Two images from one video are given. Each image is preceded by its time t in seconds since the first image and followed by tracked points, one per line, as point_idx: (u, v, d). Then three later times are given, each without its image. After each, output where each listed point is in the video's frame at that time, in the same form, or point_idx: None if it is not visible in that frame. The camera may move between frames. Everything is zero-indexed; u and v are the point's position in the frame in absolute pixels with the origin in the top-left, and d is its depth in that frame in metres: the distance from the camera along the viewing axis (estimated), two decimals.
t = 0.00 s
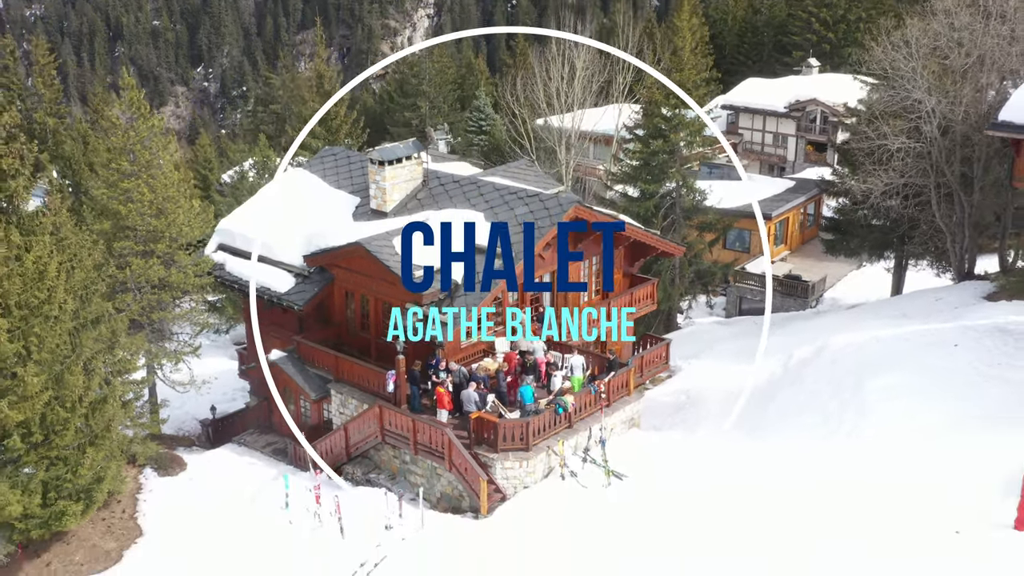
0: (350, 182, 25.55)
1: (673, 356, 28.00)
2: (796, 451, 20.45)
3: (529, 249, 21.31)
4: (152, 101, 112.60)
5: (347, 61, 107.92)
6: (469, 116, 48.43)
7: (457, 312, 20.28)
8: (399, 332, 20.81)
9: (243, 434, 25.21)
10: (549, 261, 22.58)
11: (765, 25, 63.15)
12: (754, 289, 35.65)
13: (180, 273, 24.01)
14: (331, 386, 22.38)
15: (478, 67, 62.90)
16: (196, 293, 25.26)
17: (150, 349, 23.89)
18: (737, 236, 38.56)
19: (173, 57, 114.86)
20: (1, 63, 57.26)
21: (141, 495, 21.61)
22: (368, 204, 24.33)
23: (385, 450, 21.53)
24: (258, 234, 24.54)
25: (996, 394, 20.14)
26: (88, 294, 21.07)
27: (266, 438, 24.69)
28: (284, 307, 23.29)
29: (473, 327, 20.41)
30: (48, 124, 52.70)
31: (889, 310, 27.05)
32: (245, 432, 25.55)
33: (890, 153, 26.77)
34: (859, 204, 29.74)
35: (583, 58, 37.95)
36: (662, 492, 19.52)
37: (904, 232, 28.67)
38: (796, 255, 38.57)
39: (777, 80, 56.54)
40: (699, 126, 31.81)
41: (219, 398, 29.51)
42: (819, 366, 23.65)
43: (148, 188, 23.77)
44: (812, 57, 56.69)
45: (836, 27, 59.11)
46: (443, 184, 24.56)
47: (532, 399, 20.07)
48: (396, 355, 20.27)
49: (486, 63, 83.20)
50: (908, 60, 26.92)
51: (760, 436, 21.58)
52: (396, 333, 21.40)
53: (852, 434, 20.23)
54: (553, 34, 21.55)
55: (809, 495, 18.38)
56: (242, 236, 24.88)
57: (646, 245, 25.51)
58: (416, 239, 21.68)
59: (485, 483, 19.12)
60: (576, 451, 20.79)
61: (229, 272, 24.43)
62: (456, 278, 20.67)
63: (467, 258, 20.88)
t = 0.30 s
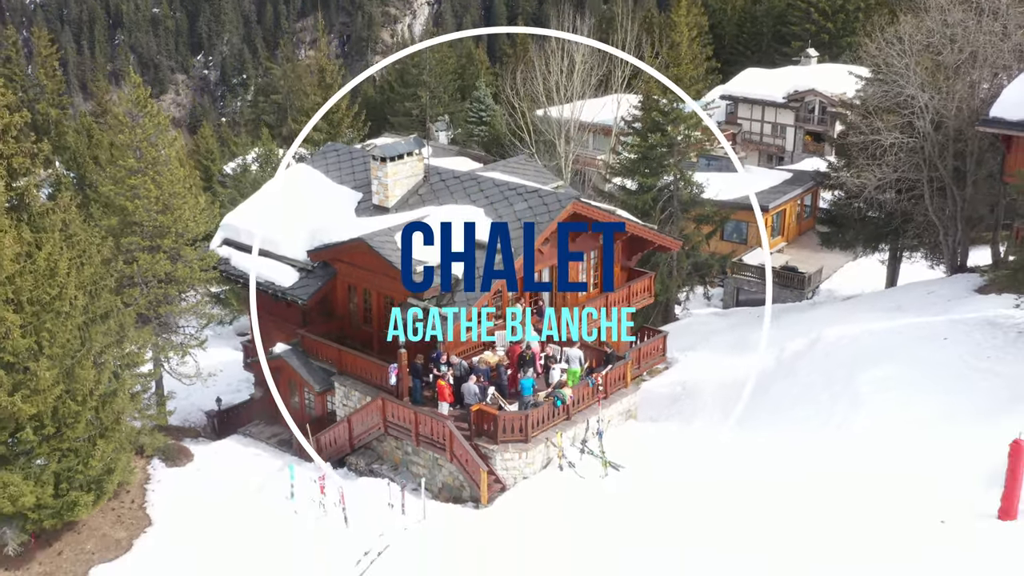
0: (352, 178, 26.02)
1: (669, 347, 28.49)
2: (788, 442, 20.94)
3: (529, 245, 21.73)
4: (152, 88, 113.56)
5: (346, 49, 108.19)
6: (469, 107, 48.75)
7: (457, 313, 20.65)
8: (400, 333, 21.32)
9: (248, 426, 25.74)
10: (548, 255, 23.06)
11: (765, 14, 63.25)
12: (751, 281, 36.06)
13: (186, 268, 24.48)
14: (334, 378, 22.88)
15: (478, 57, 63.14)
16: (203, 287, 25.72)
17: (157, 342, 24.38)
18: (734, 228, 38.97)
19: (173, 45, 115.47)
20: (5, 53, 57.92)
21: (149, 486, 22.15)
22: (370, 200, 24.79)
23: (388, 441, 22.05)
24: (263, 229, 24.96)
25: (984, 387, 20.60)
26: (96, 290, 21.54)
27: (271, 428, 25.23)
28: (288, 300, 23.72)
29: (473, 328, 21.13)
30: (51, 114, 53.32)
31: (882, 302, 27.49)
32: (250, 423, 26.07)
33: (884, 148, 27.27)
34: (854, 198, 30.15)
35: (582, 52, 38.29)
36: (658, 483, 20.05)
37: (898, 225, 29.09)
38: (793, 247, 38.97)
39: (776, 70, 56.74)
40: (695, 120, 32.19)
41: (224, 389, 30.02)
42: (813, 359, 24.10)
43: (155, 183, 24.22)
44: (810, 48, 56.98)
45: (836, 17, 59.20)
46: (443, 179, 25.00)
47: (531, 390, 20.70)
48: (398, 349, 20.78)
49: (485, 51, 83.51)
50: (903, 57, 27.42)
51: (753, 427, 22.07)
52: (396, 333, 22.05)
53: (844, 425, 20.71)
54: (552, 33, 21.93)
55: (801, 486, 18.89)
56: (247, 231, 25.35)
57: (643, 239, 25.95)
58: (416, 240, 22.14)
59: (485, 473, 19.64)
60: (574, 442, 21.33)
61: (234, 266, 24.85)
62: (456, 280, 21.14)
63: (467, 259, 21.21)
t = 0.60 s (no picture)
0: (354, 177, 26.47)
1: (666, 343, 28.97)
2: (781, 438, 21.41)
3: (529, 244, 22.19)
4: (151, 79, 114.32)
5: (347, 40, 108.36)
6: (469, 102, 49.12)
7: (457, 312, 21.02)
8: (400, 332, 21.91)
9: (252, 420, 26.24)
10: (547, 254, 23.48)
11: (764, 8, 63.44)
12: (748, 276, 36.50)
13: (192, 266, 25.00)
14: (337, 375, 23.39)
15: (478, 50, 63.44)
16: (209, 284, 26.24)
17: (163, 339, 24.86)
18: (732, 224, 39.40)
19: (173, 36, 116.06)
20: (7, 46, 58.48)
21: (157, 480, 22.66)
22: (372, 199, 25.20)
23: (390, 436, 22.57)
24: (266, 227, 25.37)
25: (974, 384, 21.04)
26: (105, 289, 22.01)
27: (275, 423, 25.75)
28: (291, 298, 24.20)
29: (473, 326, 21.86)
30: (54, 108, 53.92)
31: (876, 299, 27.93)
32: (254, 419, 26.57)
33: (878, 147, 27.86)
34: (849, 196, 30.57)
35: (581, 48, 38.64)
36: (654, 478, 20.56)
37: (892, 222, 29.53)
38: (790, 242, 39.38)
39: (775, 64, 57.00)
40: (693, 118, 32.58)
41: (229, 385, 30.51)
42: (807, 355, 24.57)
43: (161, 183, 24.72)
44: (808, 42, 57.23)
45: (835, 11, 59.40)
46: (444, 179, 25.43)
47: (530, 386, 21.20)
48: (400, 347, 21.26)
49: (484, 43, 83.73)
50: (896, 58, 28.02)
51: (748, 423, 22.54)
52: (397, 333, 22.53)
53: (835, 421, 21.20)
54: (549, 33, 22.40)
55: (790, 483, 19.38)
56: (251, 230, 25.81)
57: (640, 238, 26.38)
58: (416, 240, 22.55)
59: (485, 468, 20.17)
60: (572, 438, 21.85)
61: (238, 264, 25.36)
62: (456, 279, 21.55)
63: (467, 259, 21.66)
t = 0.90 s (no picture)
0: (356, 180, 26.95)
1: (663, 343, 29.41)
2: (775, 438, 21.88)
3: (529, 246, 22.62)
4: (152, 76, 114.79)
5: (347, 36, 108.72)
6: (470, 101, 49.59)
7: (458, 313, 21.52)
8: (400, 332, 22.31)
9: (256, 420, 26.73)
10: (545, 256, 23.93)
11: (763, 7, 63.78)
12: (746, 277, 36.96)
13: (197, 269, 25.51)
14: (340, 376, 23.87)
15: (478, 49, 63.69)
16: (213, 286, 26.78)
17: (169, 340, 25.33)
18: (729, 224, 39.94)
19: (174, 33, 116.50)
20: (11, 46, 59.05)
21: (163, 479, 23.16)
22: (374, 203, 25.60)
23: (391, 436, 23.06)
24: (270, 230, 25.85)
25: (963, 385, 21.50)
26: (113, 292, 22.48)
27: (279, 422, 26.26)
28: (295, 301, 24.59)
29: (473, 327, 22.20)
30: (57, 107, 54.45)
31: (870, 300, 28.40)
32: (258, 418, 27.10)
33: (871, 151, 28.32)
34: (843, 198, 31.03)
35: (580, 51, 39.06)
36: (649, 477, 21.06)
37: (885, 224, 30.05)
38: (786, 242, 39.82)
39: (774, 63, 57.35)
40: (690, 121, 33.08)
41: (233, 385, 31.03)
42: (800, 357, 25.05)
43: (167, 187, 25.22)
44: (807, 42, 57.62)
45: (832, 11, 59.70)
46: (445, 183, 25.88)
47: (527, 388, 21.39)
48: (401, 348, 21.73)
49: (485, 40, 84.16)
50: (889, 63, 28.47)
51: (742, 422, 23.02)
52: (396, 332, 22.97)
53: (827, 421, 21.67)
54: (549, 35, 22.78)
55: (789, 482, 19.76)
56: (255, 232, 26.32)
57: (638, 240, 26.82)
58: (416, 240, 22.90)
59: (486, 468, 20.67)
60: (570, 438, 22.38)
61: (242, 268, 26.16)
62: (456, 279, 21.99)
63: (467, 259, 22.16)
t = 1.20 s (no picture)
0: (358, 188, 27.43)
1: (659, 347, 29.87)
2: (768, 442, 22.34)
3: (529, 250, 23.15)
4: (152, 76, 115.22)
5: (347, 37, 109.22)
6: (470, 105, 50.03)
7: (458, 312, 22.15)
8: (400, 332, 22.78)
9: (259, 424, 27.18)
10: (543, 263, 24.53)
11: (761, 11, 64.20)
12: (742, 281, 37.29)
13: (201, 275, 26.00)
14: (342, 381, 24.35)
15: (478, 52, 64.11)
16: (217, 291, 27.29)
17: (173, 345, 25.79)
18: (726, 229, 40.49)
19: (174, 33, 116.89)
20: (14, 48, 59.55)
21: (169, 482, 23.63)
22: (376, 211, 26.07)
23: (393, 440, 23.51)
24: (273, 237, 26.37)
25: (952, 391, 21.96)
26: (120, 298, 22.95)
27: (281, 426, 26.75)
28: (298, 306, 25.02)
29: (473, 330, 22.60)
30: (60, 110, 54.95)
31: (863, 305, 28.86)
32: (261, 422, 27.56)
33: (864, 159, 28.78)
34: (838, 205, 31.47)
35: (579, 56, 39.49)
36: (645, 480, 21.53)
37: (878, 230, 30.50)
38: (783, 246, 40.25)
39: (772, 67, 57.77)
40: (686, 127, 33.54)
41: (236, 389, 31.49)
42: (793, 362, 25.51)
43: (172, 195, 25.68)
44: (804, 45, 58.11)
45: (830, 14, 60.07)
46: (445, 190, 26.31)
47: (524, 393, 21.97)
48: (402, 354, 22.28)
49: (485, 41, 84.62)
50: (883, 72, 28.90)
51: (736, 427, 23.48)
52: (397, 333, 23.47)
53: (818, 426, 22.15)
54: (550, 35, 23.11)
55: (783, 486, 20.20)
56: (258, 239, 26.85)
57: (635, 247, 27.33)
58: (416, 242, 23.87)
59: (485, 472, 21.15)
60: (567, 442, 22.88)
61: (246, 274, 26.98)
62: (456, 280, 22.43)
63: (467, 258, 22.54)
